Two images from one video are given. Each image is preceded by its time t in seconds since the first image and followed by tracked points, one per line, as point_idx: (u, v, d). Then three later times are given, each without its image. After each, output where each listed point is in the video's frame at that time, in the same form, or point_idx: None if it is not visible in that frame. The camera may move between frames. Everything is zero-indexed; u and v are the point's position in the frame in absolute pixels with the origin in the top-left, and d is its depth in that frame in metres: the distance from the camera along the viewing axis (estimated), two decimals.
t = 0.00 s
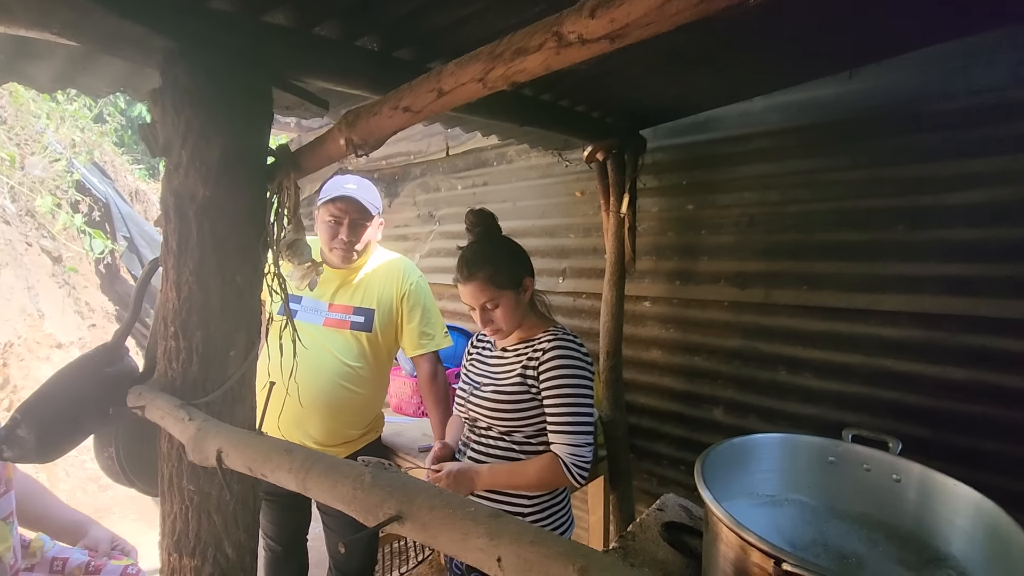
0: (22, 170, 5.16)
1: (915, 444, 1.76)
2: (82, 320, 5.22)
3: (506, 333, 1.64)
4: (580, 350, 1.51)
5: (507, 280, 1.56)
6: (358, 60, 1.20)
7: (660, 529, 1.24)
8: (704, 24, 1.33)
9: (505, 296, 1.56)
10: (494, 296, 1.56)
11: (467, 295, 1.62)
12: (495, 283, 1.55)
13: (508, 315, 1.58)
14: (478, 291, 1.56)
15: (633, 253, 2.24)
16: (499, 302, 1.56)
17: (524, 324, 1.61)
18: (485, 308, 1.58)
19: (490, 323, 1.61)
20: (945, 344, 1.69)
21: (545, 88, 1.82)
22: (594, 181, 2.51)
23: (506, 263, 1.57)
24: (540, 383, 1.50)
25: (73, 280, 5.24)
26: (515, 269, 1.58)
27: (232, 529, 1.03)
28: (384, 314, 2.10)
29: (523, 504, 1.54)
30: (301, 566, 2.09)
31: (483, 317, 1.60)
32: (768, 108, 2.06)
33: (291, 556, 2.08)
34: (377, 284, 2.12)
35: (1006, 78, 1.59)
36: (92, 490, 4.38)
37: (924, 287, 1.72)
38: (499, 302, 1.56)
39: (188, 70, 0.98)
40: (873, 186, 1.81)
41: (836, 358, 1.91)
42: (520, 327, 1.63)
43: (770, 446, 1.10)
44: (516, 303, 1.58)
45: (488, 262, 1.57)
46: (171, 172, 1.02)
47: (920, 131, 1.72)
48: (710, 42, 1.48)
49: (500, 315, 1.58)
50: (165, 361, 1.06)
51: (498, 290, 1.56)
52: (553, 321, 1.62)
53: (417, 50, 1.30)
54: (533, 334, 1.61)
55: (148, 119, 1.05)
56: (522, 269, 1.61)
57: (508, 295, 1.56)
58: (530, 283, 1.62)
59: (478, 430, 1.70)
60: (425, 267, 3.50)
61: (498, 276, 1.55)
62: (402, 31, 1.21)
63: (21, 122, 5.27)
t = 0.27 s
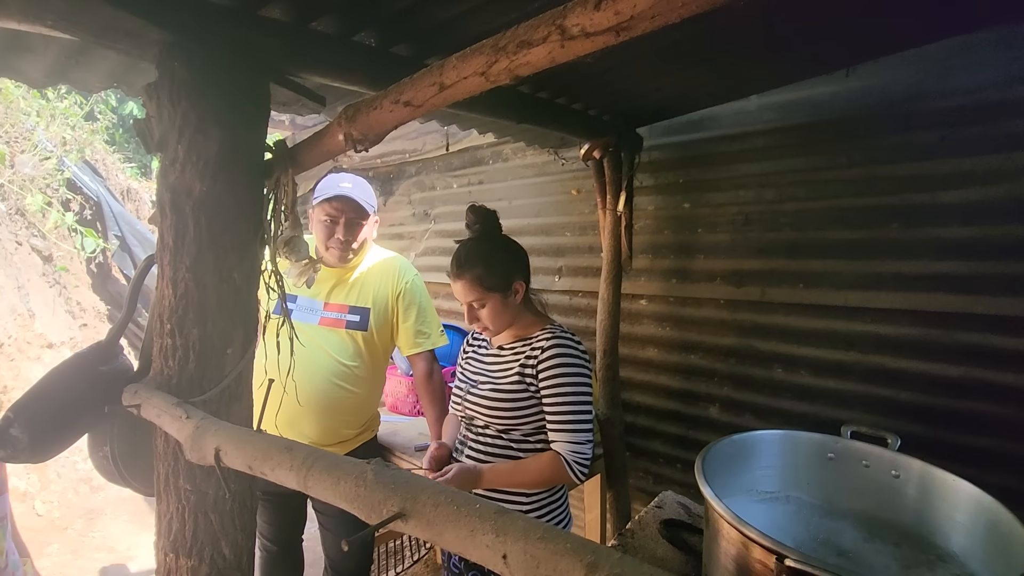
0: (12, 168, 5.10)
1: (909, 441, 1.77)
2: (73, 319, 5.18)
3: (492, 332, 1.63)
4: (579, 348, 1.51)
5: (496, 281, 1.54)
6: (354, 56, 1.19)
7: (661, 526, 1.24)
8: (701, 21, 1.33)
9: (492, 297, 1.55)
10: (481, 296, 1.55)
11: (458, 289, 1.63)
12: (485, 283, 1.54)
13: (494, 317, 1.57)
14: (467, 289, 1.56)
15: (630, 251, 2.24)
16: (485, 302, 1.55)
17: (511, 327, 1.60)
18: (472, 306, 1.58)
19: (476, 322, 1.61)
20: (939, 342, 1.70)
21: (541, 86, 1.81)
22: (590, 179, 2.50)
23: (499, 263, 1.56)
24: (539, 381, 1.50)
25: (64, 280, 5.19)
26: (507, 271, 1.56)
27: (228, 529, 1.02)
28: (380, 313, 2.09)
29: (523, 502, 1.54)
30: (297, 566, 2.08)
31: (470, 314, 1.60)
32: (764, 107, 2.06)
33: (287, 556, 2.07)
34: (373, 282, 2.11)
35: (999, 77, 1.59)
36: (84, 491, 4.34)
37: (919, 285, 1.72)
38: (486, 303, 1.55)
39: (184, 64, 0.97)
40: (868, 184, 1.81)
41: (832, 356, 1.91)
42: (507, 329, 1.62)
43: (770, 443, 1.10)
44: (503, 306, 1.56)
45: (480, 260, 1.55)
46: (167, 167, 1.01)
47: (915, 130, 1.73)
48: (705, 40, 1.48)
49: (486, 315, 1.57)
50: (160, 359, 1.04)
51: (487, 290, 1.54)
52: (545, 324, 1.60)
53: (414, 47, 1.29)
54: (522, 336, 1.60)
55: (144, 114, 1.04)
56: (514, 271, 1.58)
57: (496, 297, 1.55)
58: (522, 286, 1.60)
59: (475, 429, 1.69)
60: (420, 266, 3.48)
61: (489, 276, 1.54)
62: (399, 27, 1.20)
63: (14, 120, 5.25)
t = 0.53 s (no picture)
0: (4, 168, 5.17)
1: (903, 438, 1.77)
2: (65, 319, 5.14)
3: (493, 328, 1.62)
4: (574, 346, 1.50)
5: (500, 272, 1.55)
6: (349, 53, 1.19)
7: (656, 523, 1.24)
8: (697, 19, 1.33)
9: (497, 289, 1.55)
10: (487, 287, 1.55)
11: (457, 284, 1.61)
12: (489, 275, 1.55)
13: (498, 309, 1.57)
14: (471, 280, 1.55)
15: (626, 249, 2.24)
16: (490, 294, 1.55)
17: (513, 321, 1.60)
18: (475, 299, 1.57)
19: (478, 316, 1.59)
20: (932, 339, 1.70)
21: (538, 85, 1.81)
22: (586, 178, 2.50)
23: (501, 256, 1.57)
24: (534, 379, 1.49)
25: (55, 279, 5.15)
26: (510, 264, 1.57)
27: (225, 528, 1.01)
28: (376, 311, 2.08)
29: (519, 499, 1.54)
30: (293, 565, 2.07)
31: (471, 308, 1.58)
32: (760, 106, 2.07)
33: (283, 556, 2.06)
34: (369, 281, 2.09)
35: (993, 77, 1.60)
36: (77, 492, 4.31)
37: (912, 283, 1.73)
38: (491, 294, 1.55)
39: (180, 59, 0.96)
40: (862, 183, 1.82)
41: (826, 353, 1.92)
42: (508, 323, 1.62)
43: (766, 439, 1.11)
44: (507, 298, 1.57)
45: (482, 253, 1.56)
46: (162, 164, 1.01)
47: (909, 128, 1.74)
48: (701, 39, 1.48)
49: (490, 307, 1.57)
50: (156, 357, 1.04)
51: (492, 282, 1.55)
52: (542, 319, 1.61)
53: (411, 44, 1.29)
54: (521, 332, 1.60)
55: (139, 110, 1.04)
56: (516, 265, 1.60)
57: (501, 288, 1.55)
58: (523, 280, 1.62)
59: (471, 427, 1.69)
60: (416, 265, 3.48)
61: (493, 268, 1.55)
62: (395, 24, 1.20)
63: (5, 118, 5.28)
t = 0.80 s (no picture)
0: None
1: (899, 435, 1.78)
2: (61, 318, 5.13)
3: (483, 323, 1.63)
4: (571, 344, 1.51)
5: (496, 269, 1.56)
6: (347, 50, 1.19)
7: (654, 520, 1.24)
8: (694, 17, 1.34)
9: (490, 286, 1.56)
10: (480, 283, 1.55)
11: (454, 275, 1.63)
12: (484, 271, 1.55)
13: (489, 306, 1.57)
14: (466, 275, 1.56)
15: (624, 248, 2.24)
16: (482, 290, 1.56)
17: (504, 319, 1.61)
18: (468, 293, 1.58)
19: (470, 310, 1.61)
20: (928, 337, 1.71)
21: (535, 83, 1.81)
22: (584, 176, 2.51)
23: (499, 253, 1.57)
24: (531, 377, 1.49)
25: (51, 278, 5.13)
26: (508, 262, 1.57)
27: (223, 525, 1.01)
28: (373, 310, 2.08)
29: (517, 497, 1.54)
30: (291, 564, 2.07)
31: (464, 302, 1.59)
32: (756, 105, 2.07)
33: (281, 555, 2.06)
34: (367, 279, 2.09)
35: (988, 76, 1.61)
36: (73, 491, 4.29)
37: (908, 281, 1.74)
38: (483, 291, 1.56)
39: (178, 54, 0.96)
40: (858, 182, 1.83)
41: (823, 351, 1.93)
42: (499, 320, 1.63)
43: (764, 435, 1.11)
44: (500, 296, 1.57)
45: (480, 248, 1.57)
46: (160, 160, 1.00)
47: (905, 127, 1.75)
48: (699, 38, 1.49)
49: (482, 303, 1.57)
50: (154, 353, 1.04)
51: (486, 278, 1.55)
52: (536, 320, 1.61)
53: (409, 42, 1.29)
54: (513, 331, 1.60)
55: (137, 106, 1.03)
56: (514, 264, 1.60)
57: (494, 285, 1.56)
58: (519, 279, 1.61)
59: (469, 425, 1.69)
60: (413, 264, 3.48)
61: (490, 264, 1.55)
62: (394, 21, 1.20)
63: None
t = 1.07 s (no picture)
0: None
1: (891, 433, 1.79)
2: (56, 318, 5.11)
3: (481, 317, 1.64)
4: (565, 343, 1.51)
5: (496, 263, 1.56)
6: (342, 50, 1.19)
7: (647, 518, 1.25)
8: (688, 18, 1.35)
9: (489, 279, 1.56)
10: (480, 276, 1.56)
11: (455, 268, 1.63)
12: (484, 264, 1.56)
13: (488, 299, 1.58)
14: (466, 268, 1.57)
15: (619, 247, 2.25)
16: (481, 283, 1.56)
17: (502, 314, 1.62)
18: (467, 287, 1.59)
19: (469, 303, 1.61)
20: (919, 336, 1.73)
21: (531, 83, 1.82)
22: (579, 176, 2.52)
23: (500, 248, 1.58)
24: (525, 376, 1.50)
25: (47, 278, 5.12)
26: (508, 258, 1.58)
27: (218, 522, 1.02)
28: (369, 309, 2.08)
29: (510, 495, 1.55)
30: (288, 564, 2.07)
31: (462, 295, 1.60)
32: (750, 106, 2.09)
33: (277, 554, 2.06)
34: (363, 279, 2.09)
35: (978, 78, 1.63)
36: (68, 492, 4.29)
37: (900, 280, 1.75)
38: (483, 284, 1.56)
39: (174, 54, 0.96)
40: (851, 182, 1.84)
41: (816, 350, 1.94)
42: (497, 315, 1.63)
43: (756, 433, 1.12)
44: (499, 290, 1.58)
45: (480, 241, 1.58)
46: (155, 160, 1.01)
47: (897, 128, 1.76)
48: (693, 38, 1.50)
49: (480, 297, 1.58)
50: (149, 352, 1.04)
51: (486, 272, 1.56)
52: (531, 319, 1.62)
53: (404, 42, 1.29)
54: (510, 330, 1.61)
55: (132, 105, 1.04)
56: (515, 261, 1.61)
57: (494, 279, 1.57)
58: (518, 276, 1.62)
59: (463, 425, 1.69)
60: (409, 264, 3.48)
61: (490, 258, 1.56)
62: (388, 21, 1.21)
63: None
